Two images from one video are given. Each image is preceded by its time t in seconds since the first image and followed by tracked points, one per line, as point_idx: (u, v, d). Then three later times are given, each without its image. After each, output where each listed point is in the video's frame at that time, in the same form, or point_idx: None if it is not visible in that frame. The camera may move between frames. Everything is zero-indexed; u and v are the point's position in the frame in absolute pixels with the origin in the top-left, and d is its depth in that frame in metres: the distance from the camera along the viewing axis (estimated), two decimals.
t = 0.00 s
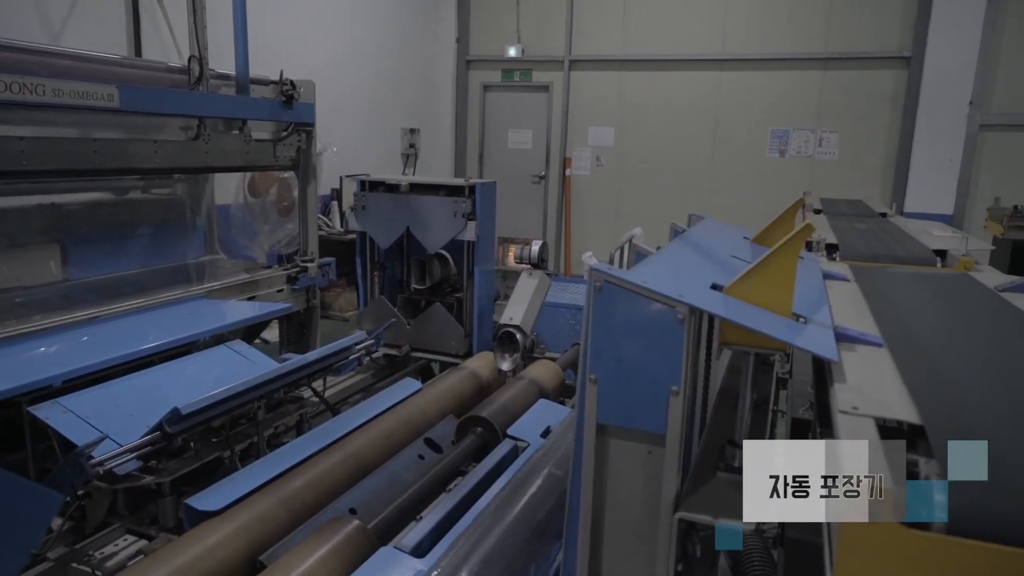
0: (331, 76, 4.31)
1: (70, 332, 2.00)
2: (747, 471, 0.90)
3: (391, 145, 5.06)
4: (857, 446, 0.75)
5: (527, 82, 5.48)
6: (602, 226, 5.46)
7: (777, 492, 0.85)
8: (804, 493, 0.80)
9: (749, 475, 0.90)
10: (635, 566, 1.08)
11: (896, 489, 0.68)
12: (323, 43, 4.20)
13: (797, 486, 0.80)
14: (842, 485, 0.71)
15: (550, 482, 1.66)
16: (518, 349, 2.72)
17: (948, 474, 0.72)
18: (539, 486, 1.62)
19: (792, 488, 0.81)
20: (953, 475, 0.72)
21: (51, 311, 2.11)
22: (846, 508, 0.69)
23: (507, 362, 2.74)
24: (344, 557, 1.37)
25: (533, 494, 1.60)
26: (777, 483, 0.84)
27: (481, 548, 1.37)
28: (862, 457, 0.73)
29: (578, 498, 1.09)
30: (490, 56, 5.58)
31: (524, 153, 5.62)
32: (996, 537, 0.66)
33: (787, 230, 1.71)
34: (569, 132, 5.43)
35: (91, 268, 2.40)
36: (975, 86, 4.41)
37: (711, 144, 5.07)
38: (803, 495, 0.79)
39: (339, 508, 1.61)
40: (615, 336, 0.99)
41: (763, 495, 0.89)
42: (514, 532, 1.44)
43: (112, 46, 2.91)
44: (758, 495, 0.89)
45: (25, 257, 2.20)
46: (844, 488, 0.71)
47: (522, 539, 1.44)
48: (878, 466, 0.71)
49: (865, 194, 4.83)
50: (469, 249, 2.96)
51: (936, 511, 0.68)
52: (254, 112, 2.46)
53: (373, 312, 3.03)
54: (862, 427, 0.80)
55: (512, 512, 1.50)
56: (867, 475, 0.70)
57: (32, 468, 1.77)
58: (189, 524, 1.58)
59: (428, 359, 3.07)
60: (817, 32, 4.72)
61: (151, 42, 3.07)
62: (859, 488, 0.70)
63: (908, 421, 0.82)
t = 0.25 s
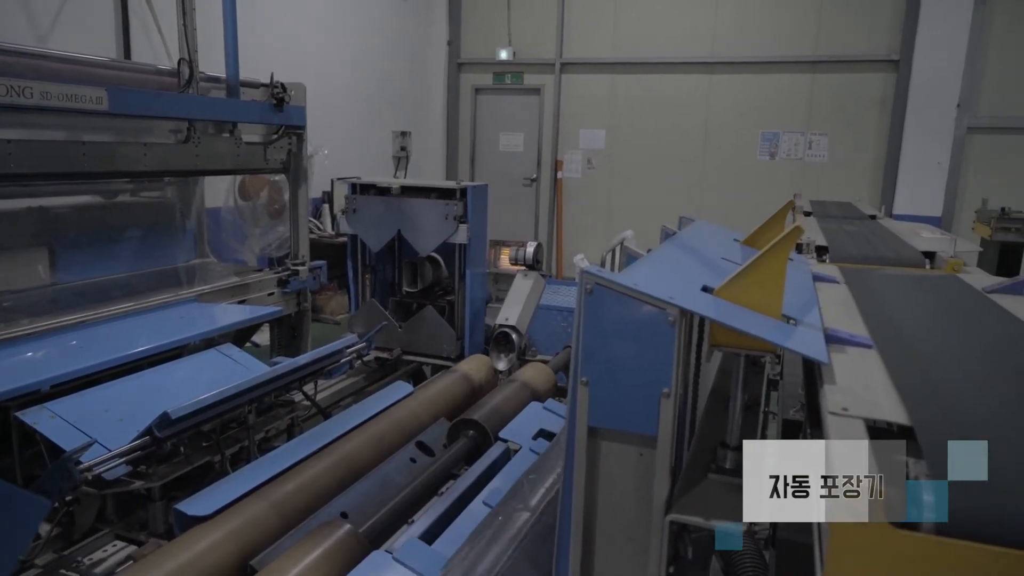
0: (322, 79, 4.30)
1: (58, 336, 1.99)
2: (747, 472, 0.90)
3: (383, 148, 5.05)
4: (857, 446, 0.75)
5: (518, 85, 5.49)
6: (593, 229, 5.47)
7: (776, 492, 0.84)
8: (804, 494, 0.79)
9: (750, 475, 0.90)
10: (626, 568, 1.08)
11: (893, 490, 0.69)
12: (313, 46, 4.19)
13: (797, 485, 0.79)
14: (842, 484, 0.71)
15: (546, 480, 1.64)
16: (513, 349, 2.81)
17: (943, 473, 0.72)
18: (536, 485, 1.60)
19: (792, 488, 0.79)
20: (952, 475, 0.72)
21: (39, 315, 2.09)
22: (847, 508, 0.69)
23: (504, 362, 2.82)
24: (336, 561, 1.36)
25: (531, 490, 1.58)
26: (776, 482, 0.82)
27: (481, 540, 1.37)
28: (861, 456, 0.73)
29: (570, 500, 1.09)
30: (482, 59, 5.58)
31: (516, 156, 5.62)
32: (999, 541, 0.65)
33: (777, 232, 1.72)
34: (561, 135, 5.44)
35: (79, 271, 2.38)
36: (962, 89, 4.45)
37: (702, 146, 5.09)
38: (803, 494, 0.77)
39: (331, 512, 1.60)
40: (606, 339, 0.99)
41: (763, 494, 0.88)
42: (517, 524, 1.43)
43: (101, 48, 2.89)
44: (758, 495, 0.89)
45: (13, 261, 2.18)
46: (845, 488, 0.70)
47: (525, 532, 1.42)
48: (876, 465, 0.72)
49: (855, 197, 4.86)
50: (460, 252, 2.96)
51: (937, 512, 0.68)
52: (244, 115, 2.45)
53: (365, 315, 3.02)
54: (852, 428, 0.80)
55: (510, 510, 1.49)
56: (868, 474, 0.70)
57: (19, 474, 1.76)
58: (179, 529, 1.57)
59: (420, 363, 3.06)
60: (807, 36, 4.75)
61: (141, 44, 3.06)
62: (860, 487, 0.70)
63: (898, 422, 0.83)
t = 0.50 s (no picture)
0: (312, 82, 4.29)
1: (46, 340, 1.97)
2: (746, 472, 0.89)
3: (374, 151, 5.04)
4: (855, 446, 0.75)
5: (510, 88, 5.49)
6: (585, 232, 5.48)
7: (776, 492, 0.83)
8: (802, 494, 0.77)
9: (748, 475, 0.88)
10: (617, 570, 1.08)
11: (892, 492, 0.70)
12: (304, 49, 4.18)
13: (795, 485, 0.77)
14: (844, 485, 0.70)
15: (539, 464, 1.63)
16: (508, 350, 2.86)
17: (937, 473, 0.73)
18: (528, 471, 1.59)
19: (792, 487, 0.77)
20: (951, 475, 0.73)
21: (26, 319, 2.07)
22: (846, 508, 0.69)
23: (499, 361, 2.88)
24: (326, 565, 1.36)
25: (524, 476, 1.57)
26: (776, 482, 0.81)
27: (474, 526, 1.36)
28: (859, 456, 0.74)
29: (561, 503, 1.09)
30: (473, 62, 5.59)
31: (507, 159, 5.63)
32: (1000, 542, 0.66)
33: (767, 235, 1.72)
34: (552, 138, 5.45)
35: (65, 276, 2.36)
36: (949, 92, 4.49)
37: (693, 149, 5.11)
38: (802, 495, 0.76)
39: (322, 516, 1.60)
40: (597, 342, 0.99)
41: (759, 494, 0.86)
42: (511, 511, 1.42)
43: (90, 50, 2.87)
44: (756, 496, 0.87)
45: None
46: (845, 488, 0.70)
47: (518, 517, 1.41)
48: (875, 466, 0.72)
49: (844, 199, 4.89)
50: (452, 255, 2.96)
51: (938, 511, 0.68)
52: (235, 118, 2.44)
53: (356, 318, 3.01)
54: (842, 429, 0.81)
55: (503, 496, 1.48)
56: (868, 474, 0.71)
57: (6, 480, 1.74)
58: (167, 535, 1.56)
59: (412, 366, 3.06)
60: (796, 39, 4.77)
61: (130, 47, 3.04)
62: (860, 488, 0.70)
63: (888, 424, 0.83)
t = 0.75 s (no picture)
0: (303, 85, 4.28)
1: (34, 344, 1.96)
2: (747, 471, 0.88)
3: (365, 154, 5.04)
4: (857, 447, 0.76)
5: (500, 91, 5.50)
6: (576, 235, 5.49)
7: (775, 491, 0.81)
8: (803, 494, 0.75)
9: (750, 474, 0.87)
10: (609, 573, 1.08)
11: (893, 492, 0.70)
12: (294, 52, 4.18)
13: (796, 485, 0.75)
14: (844, 484, 0.71)
15: (524, 441, 1.58)
16: (503, 350, 2.92)
17: (932, 473, 0.73)
18: (513, 446, 1.54)
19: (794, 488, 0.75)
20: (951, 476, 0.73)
21: (14, 324, 2.05)
22: (846, 507, 0.69)
23: (494, 362, 2.93)
24: (317, 570, 1.35)
25: (515, 445, 1.54)
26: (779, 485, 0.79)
27: (465, 486, 1.32)
28: (860, 457, 0.74)
29: (553, 505, 1.09)
30: (464, 65, 5.59)
31: (498, 162, 5.63)
32: (994, 544, 0.66)
33: (756, 238, 1.73)
34: (543, 141, 5.46)
35: (53, 280, 2.33)
36: (937, 96, 4.53)
37: (683, 152, 5.13)
38: (804, 494, 0.73)
39: (312, 521, 1.59)
40: (587, 346, 0.99)
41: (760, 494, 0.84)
42: (502, 474, 1.39)
43: (78, 53, 2.86)
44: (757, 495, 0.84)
45: None
46: (844, 488, 0.71)
47: (511, 480, 1.38)
48: (875, 466, 0.73)
49: (833, 202, 4.92)
50: (443, 258, 2.96)
51: (938, 510, 0.68)
52: (224, 121, 2.43)
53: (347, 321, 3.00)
54: (833, 431, 0.81)
55: (492, 464, 1.43)
56: (867, 475, 0.71)
57: None
58: (157, 540, 1.55)
59: (403, 369, 3.05)
60: (785, 43, 4.80)
61: (119, 49, 3.03)
62: (860, 488, 0.70)
63: (878, 425, 0.84)
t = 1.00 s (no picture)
0: (293, 88, 4.27)
1: (21, 349, 1.94)
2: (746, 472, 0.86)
3: (355, 157, 5.03)
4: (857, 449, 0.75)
5: (491, 94, 5.50)
6: (566, 238, 5.49)
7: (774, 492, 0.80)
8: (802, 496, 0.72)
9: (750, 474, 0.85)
10: None
11: (892, 493, 0.70)
12: (284, 55, 4.17)
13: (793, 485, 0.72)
14: (843, 485, 0.70)
15: (518, 406, 1.48)
16: (497, 350, 2.88)
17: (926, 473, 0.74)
18: (508, 409, 1.44)
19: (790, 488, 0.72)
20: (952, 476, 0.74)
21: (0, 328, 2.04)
22: (845, 510, 0.69)
23: (489, 362, 2.90)
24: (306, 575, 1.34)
25: (510, 404, 1.46)
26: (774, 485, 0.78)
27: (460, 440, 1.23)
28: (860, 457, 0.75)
29: (543, 509, 1.09)
30: (454, 68, 5.59)
31: (488, 165, 5.63)
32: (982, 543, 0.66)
33: (745, 240, 1.74)
34: (534, 144, 5.46)
35: (38, 284, 2.31)
36: (923, 99, 4.57)
37: (674, 155, 5.15)
38: (801, 495, 0.71)
39: (302, 526, 1.58)
40: (578, 350, 0.99)
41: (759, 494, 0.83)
42: (496, 433, 1.29)
43: (66, 55, 2.84)
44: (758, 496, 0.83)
45: None
46: (844, 488, 0.70)
47: (506, 440, 1.29)
48: (873, 467, 0.73)
49: (822, 204, 4.94)
50: (433, 261, 2.95)
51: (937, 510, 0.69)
52: (213, 124, 2.42)
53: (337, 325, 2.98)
54: (822, 432, 0.82)
55: (486, 425, 1.34)
56: (868, 475, 0.71)
57: None
58: (145, 546, 1.54)
59: (394, 372, 3.04)
60: (774, 46, 4.84)
61: (107, 52, 3.02)
62: (860, 489, 0.70)
63: (866, 427, 0.84)
